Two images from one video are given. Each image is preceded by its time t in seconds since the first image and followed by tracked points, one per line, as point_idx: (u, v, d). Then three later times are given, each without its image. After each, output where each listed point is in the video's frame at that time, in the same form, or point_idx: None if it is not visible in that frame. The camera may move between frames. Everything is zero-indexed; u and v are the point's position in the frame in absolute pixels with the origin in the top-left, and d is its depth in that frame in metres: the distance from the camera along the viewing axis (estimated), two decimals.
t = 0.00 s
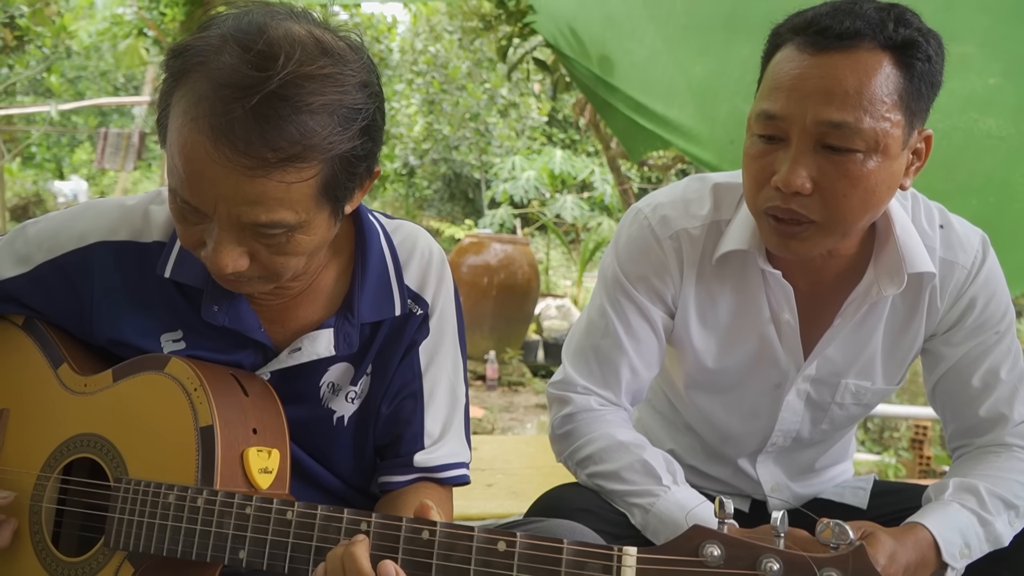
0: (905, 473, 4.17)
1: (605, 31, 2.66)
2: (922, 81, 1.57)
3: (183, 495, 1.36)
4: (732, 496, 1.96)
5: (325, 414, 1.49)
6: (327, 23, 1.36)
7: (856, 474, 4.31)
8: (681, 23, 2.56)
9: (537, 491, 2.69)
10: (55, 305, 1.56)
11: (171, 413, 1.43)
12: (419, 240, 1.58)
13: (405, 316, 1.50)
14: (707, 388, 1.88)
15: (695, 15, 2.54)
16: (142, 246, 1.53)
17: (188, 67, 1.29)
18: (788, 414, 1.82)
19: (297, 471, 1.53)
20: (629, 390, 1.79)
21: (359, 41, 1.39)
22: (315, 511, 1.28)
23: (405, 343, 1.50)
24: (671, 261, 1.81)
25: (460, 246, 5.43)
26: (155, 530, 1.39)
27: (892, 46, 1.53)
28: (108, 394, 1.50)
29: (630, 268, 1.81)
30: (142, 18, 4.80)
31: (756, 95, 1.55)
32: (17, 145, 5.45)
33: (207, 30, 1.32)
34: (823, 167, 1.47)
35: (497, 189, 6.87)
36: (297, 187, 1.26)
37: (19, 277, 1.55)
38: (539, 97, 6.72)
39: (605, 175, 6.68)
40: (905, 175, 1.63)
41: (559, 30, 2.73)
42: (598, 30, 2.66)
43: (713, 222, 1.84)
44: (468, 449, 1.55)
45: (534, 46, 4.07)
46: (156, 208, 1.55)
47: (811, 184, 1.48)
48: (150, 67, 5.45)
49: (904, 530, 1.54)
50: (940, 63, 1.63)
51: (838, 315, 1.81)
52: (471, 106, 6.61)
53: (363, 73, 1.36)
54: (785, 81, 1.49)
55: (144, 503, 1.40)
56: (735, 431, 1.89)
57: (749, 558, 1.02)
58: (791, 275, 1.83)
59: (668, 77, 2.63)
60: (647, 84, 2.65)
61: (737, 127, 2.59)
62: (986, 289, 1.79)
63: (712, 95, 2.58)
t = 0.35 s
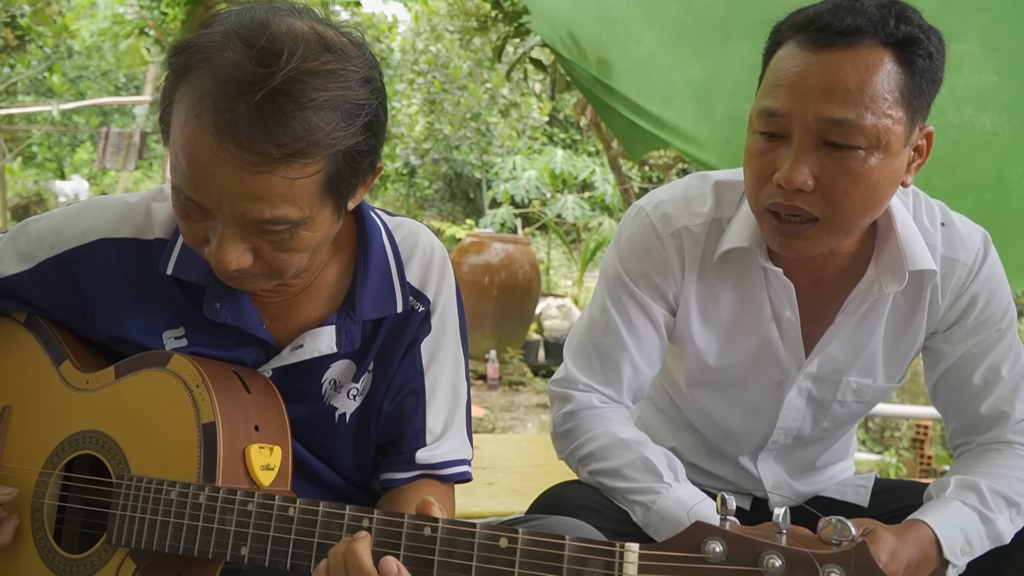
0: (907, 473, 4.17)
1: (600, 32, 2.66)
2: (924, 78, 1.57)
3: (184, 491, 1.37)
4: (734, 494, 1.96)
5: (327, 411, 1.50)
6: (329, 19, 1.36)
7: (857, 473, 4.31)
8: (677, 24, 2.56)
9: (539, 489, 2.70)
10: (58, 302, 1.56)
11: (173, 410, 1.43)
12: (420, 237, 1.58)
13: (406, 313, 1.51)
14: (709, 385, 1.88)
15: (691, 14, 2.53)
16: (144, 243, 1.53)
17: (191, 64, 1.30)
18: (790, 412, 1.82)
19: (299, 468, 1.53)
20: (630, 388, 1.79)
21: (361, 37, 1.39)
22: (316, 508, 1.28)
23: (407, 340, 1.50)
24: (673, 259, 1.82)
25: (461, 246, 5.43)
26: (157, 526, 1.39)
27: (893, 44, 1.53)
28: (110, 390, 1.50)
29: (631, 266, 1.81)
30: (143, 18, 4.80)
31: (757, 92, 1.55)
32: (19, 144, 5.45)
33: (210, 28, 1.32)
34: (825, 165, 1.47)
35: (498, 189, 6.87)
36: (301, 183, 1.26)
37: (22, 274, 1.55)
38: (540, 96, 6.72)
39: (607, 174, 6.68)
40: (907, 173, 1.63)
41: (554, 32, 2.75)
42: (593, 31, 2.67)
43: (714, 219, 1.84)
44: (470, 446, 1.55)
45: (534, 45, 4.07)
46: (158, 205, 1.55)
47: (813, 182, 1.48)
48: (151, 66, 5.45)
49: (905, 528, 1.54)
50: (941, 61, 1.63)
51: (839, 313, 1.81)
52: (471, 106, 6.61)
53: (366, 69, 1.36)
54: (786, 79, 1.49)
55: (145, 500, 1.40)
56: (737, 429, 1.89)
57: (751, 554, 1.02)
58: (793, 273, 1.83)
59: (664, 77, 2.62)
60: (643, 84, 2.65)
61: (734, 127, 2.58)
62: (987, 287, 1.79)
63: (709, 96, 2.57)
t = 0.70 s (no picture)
0: (907, 473, 4.17)
1: (598, 35, 2.65)
2: (923, 79, 1.57)
3: (184, 494, 1.37)
4: (734, 495, 1.96)
5: (327, 412, 1.50)
6: (327, 19, 1.36)
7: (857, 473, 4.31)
8: (677, 24, 2.55)
9: (539, 489, 2.70)
10: (58, 303, 1.56)
11: (172, 413, 1.43)
12: (420, 237, 1.58)
13: (406, 313, 1.51)
14: (709, 386, 1.88)
15: (692, 15, 2.53)
16: (144, 244, 1.53)
17: (190, 64, 1.30)
18: (789, 412, 1.82)
19: (298, 469, 1.53)
20: (630, 388, 1.79)
21: (360, 37, 1.39)
22: (315, 511, 1.28)
23: (407, 341, 1.50)
24: (672, 260, 1.81)
25: (462, 246, 5.43)
26: (156, 528, 1.39)
27: (892, 45, 1.53)
28: (109, 392, 1.50)
29: (631, 267, 1.81)
30: (143, 18, 4.81)
31: (756, 94, 1.55)
32: (19, 145, 5.46)
33: (208, 28, 1.32)
34: (823, 166, 1.47)
35: (498, 189, 6.88)
36: (300, 183, 1.26)
37: (21, 275, 1.55)
38: (540, 96, 6.72)
39: (607, 174, 6.68)
40: (906, 173, 1.63)
41: (550, 35, 2.70)
42: (591, 31, 2.65)
43: (713, 220, 1.84)
44: (469, 447, 1.55)
45: (533, 47, 4.07)
46: (158, 206, 1.55)
47: (812, 183, 1.48)
48: (151, 66, 5.45)
49: (905, 529, 1.54)
50: (941, 61, 1.63)
51: (839, 313, 1.80)
52: (471, 106, 6.61)
53: (365, 68, 1.36)
54: (786, 80, 1.49)
55: (144, 502, 1.40)
56: (736, 430, 1.89)
57: (750, 557, 1.02)
58: (792, 274, 1.83)
59: (664, 77, 2.62)
60: (642, 85, 2.64)
61: (733, 126, 2.58)
62: (987, 287, 1.79)
63: (708, 93, 2.57)
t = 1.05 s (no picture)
0: (908, 473, 4.17)
1: (600, 33, 2.70)
2: (928, 77, 1.57)
3: (185, 494, 1.36)
4: (736, 495, 1.95)
5: (329, 411, 1.49)
6: (331, 17, 1.35)
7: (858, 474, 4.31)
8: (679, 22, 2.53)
9: (540, 489, 2.70)
10: (59, 302, 1.56)
11: (174, 412, 1.42)
12: (423, 236, 1.58)
13: (409, 312, 1.50)
14: (712, 386, 1.88)
15: (696, 14, 2.50)
16: (146, 242, 1.52)
17: (194, 62, 1.29)
18: (792, 412, 1.82)
19: (300, 469, 1.52)
20: (633, 388, 1.79)
21: (364, 35, 1.39)
22: (318, 512, 1.27)
23: (410, 340, 1.50)
24: (675, 259, 1.81)
25: (463, 245, 5.42)
26: (158, 529, 1.39)
27: (897, 43, 1.52)
28: (111, 392, 1.50)
29: (634, 266, 1.80)
30: (144, 17, 4.81)
31: (761, 92, 1.55)
32: (21, 144, 5.46)
33: (213, 25, 1.32)
34: (828, 165, 1.47)
35: (499, 188, 6.88)
36: (304, 181, 1.25)
37: (22, 273, 1.54)
38: (541, 95, 6.72)
39: (608, 174, 6.68)
40: (911, 172, 1.62)
41: (554, 33, 2.82)
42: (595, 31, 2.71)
43: (717, 220, 1.83)
44: (472, 447, 1.55)
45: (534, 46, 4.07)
46: (160, 204, 1.55)
47: (816, 182, 1.47)
48: (152, 64, 5.46)
49: (908, 530, 1.54)
50: (946, 60, 1.62)
51: (842, 313, 1.80)
52: (472, 105, 6.61)
53: (369, 66, 1.35)
54: (791, 78, 1.48)
55: (146, 502, 1.40)
56: (739, 430, 1.88)
57: (756, 563, 1.02)
58: (796, 273, 1.82)
59: (667, 75, 2.62)
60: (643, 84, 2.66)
61: (737, 124, 2.52)
62: (991, 288, 1.79)
63: (711, 92, 2.53)
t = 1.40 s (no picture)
0: (910, 473, 4.17)
1: (608, 27, 2.62)
2: (932, 77, 1.56)
3: (188, 496, 1.36)
4: (739, 496, 1.95)
5: (331, 413, 1.49)
6: (335, 18, 1.35)
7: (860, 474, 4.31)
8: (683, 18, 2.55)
9: (543, 490, 2.69)
10: (61, 304, 1.56)
11: (176, 414, 1.42)
12: (425, 238, 1.57)
13: (411, 314, 1.50)
14: (715, 386, 1.87)
15: (699, 13, 2.54)
16: (147, 244, 1.52)
17: (197, 63, 1.29)
18: (795, 413, 1.81)
19: (303, 470, 1.52)
20: (636, 389, 1.79)
21: (367, 36, 1.38)
22: (320, 514, 1.27)
23: (412, 341, 1.49)
24: (679, 259, 1.80)
25: (464, 245, 5.41)
26: (161, 530, 1.39)
27: (901, 42, 1.51)
28: (113, 393, 1.49)
29: (637, 266, 1.80)
30: (145, 18, 4.80)
31: (764, 91, 1.54)
32: (22, 144, 5.46)
33: (216, 27, 1.31)
34: (831, 165, 1.46)
35: (500, 188, 6.87)
36: (308, 182, 1.25)
37: (25, 275, 1.54)
38: (542, 95, 6.72)
39: (609, 173, 6.68)
40: (915, 172, 1.62)
41: (558, 27, 2.66)
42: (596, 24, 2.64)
43: (720, 219, 1.83)
44: (474, 448, 1.54)
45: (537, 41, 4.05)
46: (162, 205, 1.54)
47: (819, 181, 1.47)
48: (153, 64, 5.46)
49: (913, 532, 1.54)
50: (951, 59, 1.62)
51: (846, 314, 1.79)
52: (474, 104, 6.62)
53: (373, 67, 1.35)
54: (794, 77, 1.48)
55: (149, 504, 1.39)
56: (743, 431, 1.88)
57: (761, 564, 1.01)
58: (800, 273, 1.82)
59: (669, 73, 2.61)
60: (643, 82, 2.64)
61: (738, 122, 2.55)
62: (996, 287, 1.78)
63: (712, 89, 2.56)
